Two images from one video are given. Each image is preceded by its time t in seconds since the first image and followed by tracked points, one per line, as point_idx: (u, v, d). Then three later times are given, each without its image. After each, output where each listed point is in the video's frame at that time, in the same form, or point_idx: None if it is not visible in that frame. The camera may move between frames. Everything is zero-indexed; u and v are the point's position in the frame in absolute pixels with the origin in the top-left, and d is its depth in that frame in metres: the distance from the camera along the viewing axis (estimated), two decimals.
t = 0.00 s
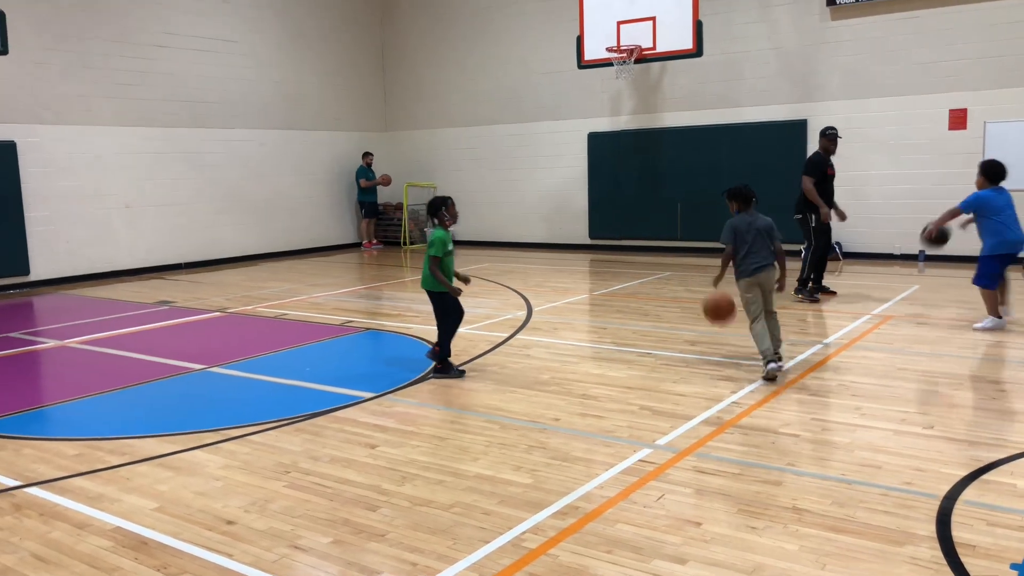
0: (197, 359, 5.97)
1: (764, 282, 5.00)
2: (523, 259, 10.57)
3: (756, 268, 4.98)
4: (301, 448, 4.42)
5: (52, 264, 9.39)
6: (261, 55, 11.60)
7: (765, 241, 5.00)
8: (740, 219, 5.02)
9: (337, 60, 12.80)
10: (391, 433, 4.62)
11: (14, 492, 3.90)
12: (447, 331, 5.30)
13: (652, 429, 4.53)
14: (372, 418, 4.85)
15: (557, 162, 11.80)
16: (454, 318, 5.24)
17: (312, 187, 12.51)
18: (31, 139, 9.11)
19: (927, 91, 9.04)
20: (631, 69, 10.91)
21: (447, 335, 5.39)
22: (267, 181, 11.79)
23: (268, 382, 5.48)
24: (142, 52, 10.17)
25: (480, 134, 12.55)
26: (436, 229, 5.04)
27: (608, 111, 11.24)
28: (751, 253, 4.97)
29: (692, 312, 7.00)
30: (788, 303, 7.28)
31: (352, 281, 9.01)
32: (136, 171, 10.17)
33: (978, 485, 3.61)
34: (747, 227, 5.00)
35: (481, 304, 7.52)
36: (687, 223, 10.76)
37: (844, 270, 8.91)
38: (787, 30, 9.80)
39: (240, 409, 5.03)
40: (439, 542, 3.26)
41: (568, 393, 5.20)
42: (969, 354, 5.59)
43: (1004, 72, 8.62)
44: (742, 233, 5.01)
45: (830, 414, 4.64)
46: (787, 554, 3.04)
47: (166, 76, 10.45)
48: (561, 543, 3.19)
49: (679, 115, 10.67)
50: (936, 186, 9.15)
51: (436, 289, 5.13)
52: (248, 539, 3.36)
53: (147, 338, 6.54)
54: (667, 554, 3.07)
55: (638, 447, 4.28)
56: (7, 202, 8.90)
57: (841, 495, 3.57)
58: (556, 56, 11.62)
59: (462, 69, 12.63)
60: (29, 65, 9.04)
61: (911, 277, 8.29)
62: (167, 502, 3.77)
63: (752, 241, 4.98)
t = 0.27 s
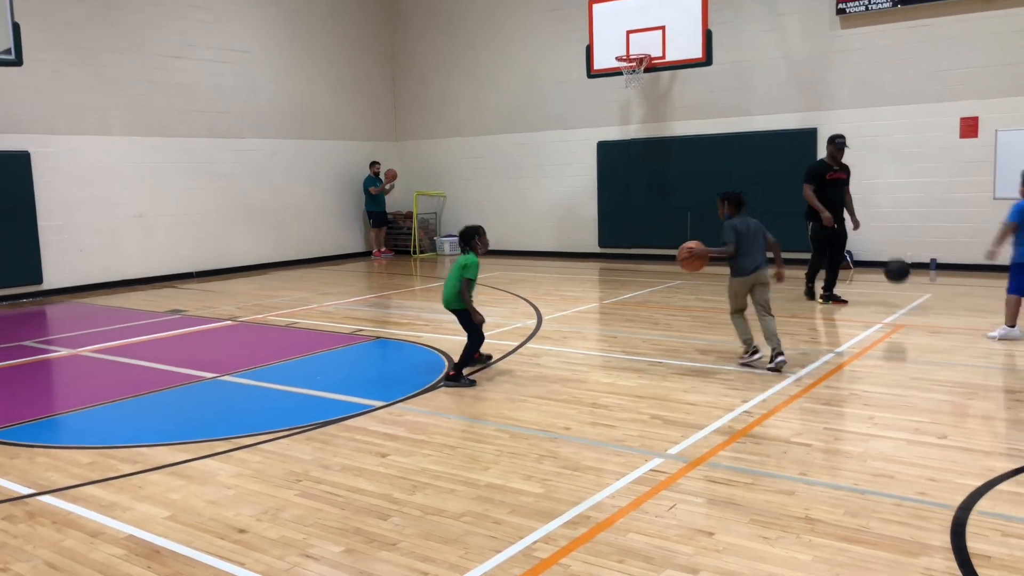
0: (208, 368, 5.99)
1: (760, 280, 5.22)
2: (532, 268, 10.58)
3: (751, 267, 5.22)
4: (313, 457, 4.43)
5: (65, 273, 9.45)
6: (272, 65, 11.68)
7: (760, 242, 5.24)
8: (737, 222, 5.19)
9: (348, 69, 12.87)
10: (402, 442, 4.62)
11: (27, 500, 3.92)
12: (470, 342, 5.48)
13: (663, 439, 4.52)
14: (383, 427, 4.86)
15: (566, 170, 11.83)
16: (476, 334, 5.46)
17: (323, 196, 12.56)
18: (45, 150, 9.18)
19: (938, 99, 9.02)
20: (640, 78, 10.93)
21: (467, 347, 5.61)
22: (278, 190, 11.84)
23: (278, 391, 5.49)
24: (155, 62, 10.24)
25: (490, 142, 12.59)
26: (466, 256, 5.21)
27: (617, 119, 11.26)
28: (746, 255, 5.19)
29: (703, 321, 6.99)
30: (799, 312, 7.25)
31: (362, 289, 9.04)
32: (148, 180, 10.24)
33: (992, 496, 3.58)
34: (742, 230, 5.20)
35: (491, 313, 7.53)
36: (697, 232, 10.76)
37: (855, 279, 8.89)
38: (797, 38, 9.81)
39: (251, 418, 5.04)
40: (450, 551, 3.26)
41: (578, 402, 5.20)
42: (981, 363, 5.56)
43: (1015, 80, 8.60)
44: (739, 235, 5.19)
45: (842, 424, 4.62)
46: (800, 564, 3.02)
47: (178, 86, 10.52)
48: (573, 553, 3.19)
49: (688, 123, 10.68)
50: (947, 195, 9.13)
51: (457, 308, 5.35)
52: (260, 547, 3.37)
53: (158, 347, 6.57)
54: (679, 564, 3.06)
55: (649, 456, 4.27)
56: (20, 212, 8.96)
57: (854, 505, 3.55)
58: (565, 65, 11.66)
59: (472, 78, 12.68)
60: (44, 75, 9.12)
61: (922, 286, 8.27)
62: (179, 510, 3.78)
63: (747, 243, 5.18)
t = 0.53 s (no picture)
0: (223, 375, 6.02)
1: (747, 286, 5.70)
2: (546, 276, 10.58)
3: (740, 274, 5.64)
4: (327, 463, 4.43)
5: (82, 280, 9.52)
6: (288, 74, 11.75)
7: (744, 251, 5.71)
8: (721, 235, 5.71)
9: (363, 78, 12.94)
10: (417, 449, 4.62)
11: (45, 505, 3.94)
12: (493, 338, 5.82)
13: (679, 447, 4.50)
14: (398, 434, 4.86)
15: (580, 178, 11.84)
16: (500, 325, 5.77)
17: (337, 204, 12.62)
18: (64, 157, 9.26)
19: (955, 106, 8.98)
20: (655, 85, 10.93)
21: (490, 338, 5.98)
22: (292, 198, 11.90)
23: (293, 397, 5.51)
24: (172, 71, 10.33)
25: (504, 151, 12.62)
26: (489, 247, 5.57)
27: (631, 127, 11.26)
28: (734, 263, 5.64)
29: (718, 329, 6.97)
30: (814, 320, 7.23)
31: (376, 297, 9.06)
32: (165, 188, 10.31)
33: (1013, 506, 3.55)
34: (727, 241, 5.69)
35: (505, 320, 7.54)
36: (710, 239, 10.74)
37: (871, 287, 8.84)
38: (812, 46, 9.80)
39: (266, 424, 5.06)
40: (465, 559, 3.26)
41: (593, 410, 5.19)
42: (1000, 372, 5.51)
43: None
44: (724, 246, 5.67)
45: (858, 433, 4.60)
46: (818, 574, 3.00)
47: (195, 94, 10.60)
48: (588, 561, 3.18)
49: (703, 131, 10.68)
50: (965, 203, 9.07)
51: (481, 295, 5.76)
52: (275, 553, 3.38)
53: (174, 353, 6.60)
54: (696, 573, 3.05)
55: (664, 465, 4.26)
56: (39, 220, 9.05)
57: (871, 515, 3.52)
58: (579, 73, 11.68)
59: (486, 86, 12.72)
60: (63, 84, 9.22)
61: (939, 294, 8.21)
62: (195, 516, 3.80)
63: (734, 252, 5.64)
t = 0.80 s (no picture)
0: (243, 378, 6.06)
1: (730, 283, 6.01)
2: (565, 281, 10.57)
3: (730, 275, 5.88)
4: (348, 467, 4.45)
5: (105, 283, 9.61)
6: (310, 79, 11.84)
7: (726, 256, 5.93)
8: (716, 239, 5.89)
9: (384, 83, 13.01)
10: (436, 454, 4.63)
11: (71, 505, 3.98)
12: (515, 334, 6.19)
13: (700, 454, 4.48)
14: (417, 438, 4.87)
15: (599, 183, 11.83)
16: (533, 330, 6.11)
17: (357, 208, 12.68)
18: (88, 162, 9.38)
19: (980, 112, 8.90)
20: (675, 91, 10.91)
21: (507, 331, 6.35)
22: (312, 202, 11.97)
23: (314, 401, 5.53)
24: (196, 77, 10.43)
25: (523, 156, 12.64)
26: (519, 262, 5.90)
27: (652, 132, 11.24)
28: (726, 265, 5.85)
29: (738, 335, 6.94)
30: (836, 326, 7.17)
31: (396, 301, 9.09)
32: (187, 192, 10.41)
33: None
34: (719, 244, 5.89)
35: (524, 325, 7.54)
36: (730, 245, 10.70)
37: (893, 294, 8.77)
38: (835, 51, 9.75)
39: (287, 427, 5.08)
40: (485, 563, 3.26)
41: (613, 416, 5.18)
42: None
43: None
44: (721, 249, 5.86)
45: (881, 441, 4.56)
46: None
47: (217, 99, 10.69)
48: (608, 567, 3.17)
49: (723, 136, 10.64)
50: (990, 209, 8.98)
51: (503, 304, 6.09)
52: (296, 556, 3.39)
53: (195, 356, 6.65)
54: None
55: (685, 471, 4.24)
56: (64, 223, 9.16)
57: (895, 524, 3.49)
58: (598, 79, 11.68)
59: (505, 91, 12.75)
60: (89, 89, 9.34)
61: (962, 302, 8.14)
62: (217, 518, 3.82)
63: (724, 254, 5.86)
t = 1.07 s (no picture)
0: (260, 379, 6.09)
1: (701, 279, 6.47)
2: (581, 285, 10.56)
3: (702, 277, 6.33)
4: (364, 469, 4.46)
5: (125, 284, 9.70)
6: (328, 82, 11.91)
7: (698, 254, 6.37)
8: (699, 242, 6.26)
9: (402, 87, 13.06)
10: (452, 456, 4.62)
11: (90, 504, 4.01)
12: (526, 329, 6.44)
13: (717, 460, 4.45)
14: (433, 441, 4.87)
15: (616, 187, 11.82)
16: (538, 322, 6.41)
17: (374, 212, 12.72)
18: (109, 164, 9.47)
19: (1003, 117, 8.81)
20: (694, 95, 10.88)
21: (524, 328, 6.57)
22: (330, 205, 12.03)
23: (330, 403, 5.54)
24: (216, 80, 10.52)
25: (540, 159, 12.65)
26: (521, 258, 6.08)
27: (669, 136, 11.21)
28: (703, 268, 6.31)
29: (756, 341, 6.89)
30: (855, 333, 7.11)
31: (412, 304, 9.11)
32: (206, 194, 10.48)
33: None
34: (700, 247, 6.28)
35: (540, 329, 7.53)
36: (748, 250, 10.65)
37: (913, 300, 8.69)
38: (855, 55, 9.69)
39: (303, 428, 5.10)
40: (500, 567, 3.25)
41: (629, 421, 5.16)
42: None
43: None
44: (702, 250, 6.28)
45: (900, 448, 4.51)
46: None
47: (237, 102, 10.77)
48: (624, 573, 3.15)
49: (742, 141, 10.60)
50: (1013, 215, 8.88)
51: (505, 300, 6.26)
52: (312, 557, 3.40)
53: (212, 357, 6.70)
54: None
55: (702, 477, 4.21)
56: (85, 224, 9.25)
57: (915, 533, 3.45)
58: (616, 83, 11.67)
59: (523, 95, 12.77)
60: (110, 92, 9.44)
61: (983, 309, 8.05)
62: (234, 518, 3.84)
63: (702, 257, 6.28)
